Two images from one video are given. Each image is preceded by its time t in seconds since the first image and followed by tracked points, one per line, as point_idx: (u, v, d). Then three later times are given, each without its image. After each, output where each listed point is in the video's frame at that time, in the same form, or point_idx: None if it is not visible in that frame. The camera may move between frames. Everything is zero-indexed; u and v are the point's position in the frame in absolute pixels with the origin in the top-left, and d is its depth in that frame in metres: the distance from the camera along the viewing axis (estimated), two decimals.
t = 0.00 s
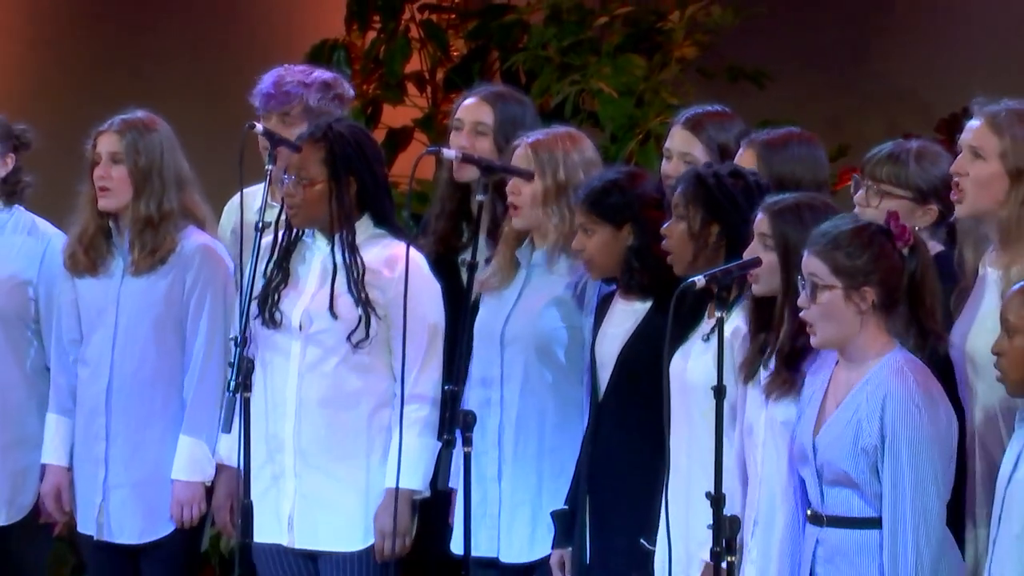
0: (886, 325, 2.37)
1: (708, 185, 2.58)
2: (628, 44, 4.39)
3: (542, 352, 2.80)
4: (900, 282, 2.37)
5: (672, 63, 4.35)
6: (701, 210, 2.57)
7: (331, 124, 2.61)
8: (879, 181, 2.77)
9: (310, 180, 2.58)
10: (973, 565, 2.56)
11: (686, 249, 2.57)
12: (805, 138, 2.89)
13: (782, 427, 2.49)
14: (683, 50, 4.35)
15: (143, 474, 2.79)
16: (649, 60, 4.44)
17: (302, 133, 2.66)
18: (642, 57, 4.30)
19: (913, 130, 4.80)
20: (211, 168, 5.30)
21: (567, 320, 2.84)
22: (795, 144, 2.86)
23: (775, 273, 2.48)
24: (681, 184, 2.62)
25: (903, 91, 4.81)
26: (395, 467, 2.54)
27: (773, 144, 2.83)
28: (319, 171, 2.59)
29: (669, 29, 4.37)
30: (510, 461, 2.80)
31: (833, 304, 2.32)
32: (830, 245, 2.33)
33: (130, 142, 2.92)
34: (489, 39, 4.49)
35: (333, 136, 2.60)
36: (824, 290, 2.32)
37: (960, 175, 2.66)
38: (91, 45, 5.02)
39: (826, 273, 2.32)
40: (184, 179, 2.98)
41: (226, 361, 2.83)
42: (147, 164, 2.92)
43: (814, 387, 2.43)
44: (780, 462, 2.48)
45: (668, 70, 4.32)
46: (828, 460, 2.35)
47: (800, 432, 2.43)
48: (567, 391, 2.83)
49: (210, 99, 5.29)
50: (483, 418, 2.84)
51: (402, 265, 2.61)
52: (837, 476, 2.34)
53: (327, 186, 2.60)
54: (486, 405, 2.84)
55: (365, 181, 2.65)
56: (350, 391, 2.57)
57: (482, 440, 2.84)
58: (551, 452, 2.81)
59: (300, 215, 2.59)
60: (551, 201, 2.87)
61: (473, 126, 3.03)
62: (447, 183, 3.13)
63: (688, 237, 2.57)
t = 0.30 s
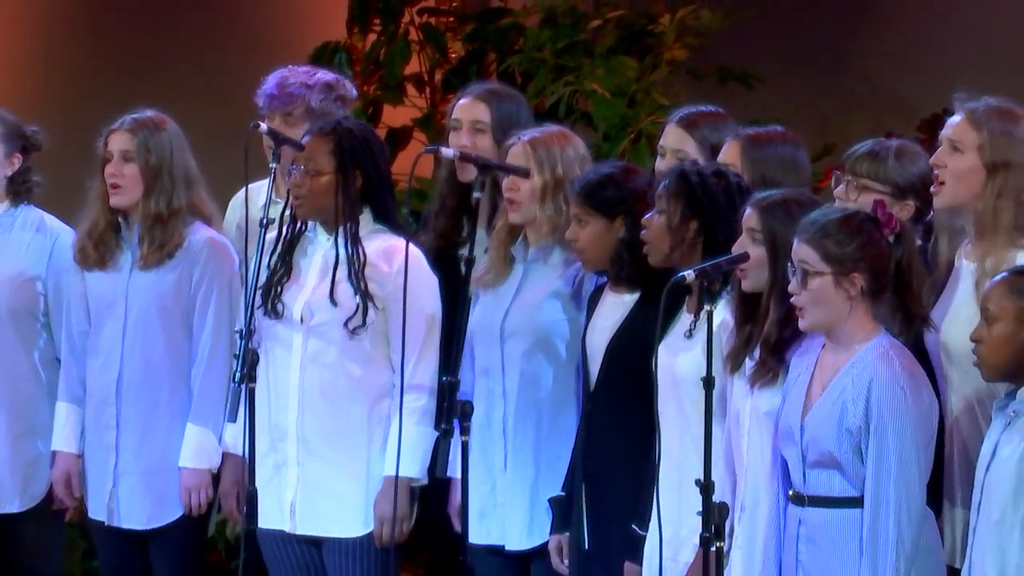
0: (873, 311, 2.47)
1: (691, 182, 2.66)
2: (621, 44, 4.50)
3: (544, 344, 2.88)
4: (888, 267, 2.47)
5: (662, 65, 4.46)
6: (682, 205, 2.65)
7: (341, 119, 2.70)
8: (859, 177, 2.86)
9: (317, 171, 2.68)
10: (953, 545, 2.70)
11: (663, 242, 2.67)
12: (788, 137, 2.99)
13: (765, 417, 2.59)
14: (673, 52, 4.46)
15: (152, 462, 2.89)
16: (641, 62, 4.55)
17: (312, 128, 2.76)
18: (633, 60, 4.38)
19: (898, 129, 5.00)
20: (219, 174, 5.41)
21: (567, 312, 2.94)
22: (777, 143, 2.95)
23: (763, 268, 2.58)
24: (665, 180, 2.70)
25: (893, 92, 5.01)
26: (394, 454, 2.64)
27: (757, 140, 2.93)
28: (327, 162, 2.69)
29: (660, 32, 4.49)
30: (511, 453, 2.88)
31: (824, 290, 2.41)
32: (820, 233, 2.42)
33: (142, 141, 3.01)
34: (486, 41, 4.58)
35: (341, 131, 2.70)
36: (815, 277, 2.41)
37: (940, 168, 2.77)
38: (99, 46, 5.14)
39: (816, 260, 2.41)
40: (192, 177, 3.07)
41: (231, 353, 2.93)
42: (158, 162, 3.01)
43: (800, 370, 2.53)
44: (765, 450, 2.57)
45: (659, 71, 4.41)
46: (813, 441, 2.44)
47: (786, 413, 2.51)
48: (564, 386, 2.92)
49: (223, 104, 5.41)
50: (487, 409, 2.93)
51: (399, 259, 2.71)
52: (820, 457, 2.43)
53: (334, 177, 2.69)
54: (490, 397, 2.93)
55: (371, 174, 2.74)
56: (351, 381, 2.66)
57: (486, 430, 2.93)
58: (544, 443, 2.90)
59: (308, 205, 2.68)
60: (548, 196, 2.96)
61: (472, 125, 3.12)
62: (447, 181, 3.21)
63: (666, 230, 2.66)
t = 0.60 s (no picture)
0: (861, 303, 2.56)
1: (673, 187, 2.76)
2: (613, 47, 4.63)
3: (533, 338, 2.98)
4: (876, 261, 2.56)
5: (653, 67, 4.55)
6: (665, 212, 2.75)
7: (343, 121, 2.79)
8: (847, 178, 2.95)
9: (322, 172, 2.77)
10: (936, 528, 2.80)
11: (650, 244, 2.76)
12: (772, 137, 3.07)
13: (753, 408, 2.69)
14: (663, 54, 4.54)
15: (162, 451, 2.98)
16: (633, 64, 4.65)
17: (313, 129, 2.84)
18: (625, 62, 4.48)
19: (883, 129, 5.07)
20: (223, 167, 5.52)
21: (556, 306, 3.03)
22: (762, 143, 3.03)
23: (755, 263, 2.65)
24: (649, 184, 2.79)
25: (875, 93, 5.04)
26: (394, 443, 2.73)
27: (741, 143, 3.00)
28: (331, 162, 2.77)
29: (651, 35, 4.58)
30: (503, 443, 2.98)
31: (814, 285, 2.50)
32: (810, 230, 2.50)
33: (149, 141, 3.10)
34: (483, 44, 4.66)
35: (344, 131, 2.79)
36: (807, 272, 2.50)
37: (925, 172, 2.84)
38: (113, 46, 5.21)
39: (807, 256, 2.49)
40: (197, 176, 3.16)
41: (238, 346, 3.02)
42: (164, 162, 3.09)
43: (790, 361, 2.61)
44: (754, 441, 2.67)
45: (650, 73, 4.50)
46: (799, 430, 2.53)
47: (775, 404, 2.61)
48: (555, 374, 3.02)
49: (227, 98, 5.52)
50: (479, 400, 3.03)
51: (396, 255, 2.80)
52: (806, 445, 2.52)
53: (337, 179, 2.79)
54: (481, 387, 3.03)
55: (373, 174, 2.84)
56: (351, 373, 2.75)
57: (478, 420, 3.02)
58: (540, 429, 3.00)
59: (313, 204, 2.77)
60: (536, 196, 3.05)
61: (466, 125, 3.22)
62: (447, 179, 3.29)
63: (652, 235, 2.75)
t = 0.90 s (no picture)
0: (847, 299, 2.66)
1: (666, 181, 2.85)
2: (606, 49, 4.68)
3: (525, 331, 3.08)
4: (862, 258, 2.65)
5: (645, 68, 4.64)
6: (659, 203, 2.84)
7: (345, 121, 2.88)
8: (835, 174, 3.03)
9: (328, 173, 2.86)
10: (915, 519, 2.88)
11: (645, 237, 2.86)
12: (769, 136, 3.14)
13: (740, 394, 2.77)
14: (655, 56, 4.64)
15: (168, 440, 3.08)
16: (624, 65, 4.72)
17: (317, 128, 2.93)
18: (617, 63, 4.58)
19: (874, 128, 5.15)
20: (225, 167, 5.60)
21: (548, 300, 3.13)
22: (760, 142, 3.11)
23: (750, 258, 2.74)
24: (643, 179, 2.89)
25: (855, 94, 5.01)
26: (394, 432, 2.84)
27: (741, 140, 3.09)
28: (336, 162, 2.87)
29: (643, 37, 4.67)
30: (497, 433, 3.08)
31: (801, 279, 2.59)
32: (801, 225, 2.60)
33: (154, 142, 3.18)
34: (480, 46, 4.75)
35: (346, 131, 2.88)
36: (794, 266, 2.59)
37: (908, 170, 2.93)
38: (119, 44, 5.35)
39: (796, 250, 2.59)
40: (202, 173, 3.24)
41: (242, 339, 3.12)
42: (169, 161, 3.18)
43: (780, 352, 2.70)
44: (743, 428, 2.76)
45: (642, 74, 4.59)
46: (787, 419, 2.62)
47: (764, 393, 2.70)
48: (547, 365, 3.12)
49: (229, 100, 5.58)
50: (475, 391, 3.12)
51: (396, 250, 2.89)
52: (793, 434, 2.61)
53: (343, 178, 2.88)
54: (477, 379, 3.13)
55: (377, 171, 2.93)
56: (353, 364, 2.85)
57: (472, 410, 3.12)
58: (535, 420, 3.10)
59: (317, 204, 2.87)
60: (533, 194, 3.14)
61: (466, 130, 3.31)
62: (445, 180, 3.38)
63: (647, 228, 2.85)
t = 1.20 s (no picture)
0: (840, 292, 2.73)
1: (661, 176, 2.94)
2: (599, 51, 4.79)
3: (521, 324, 3.18)
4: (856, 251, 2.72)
5: (637, 69, 4.74)
6: (654, 197, 2.93)
7: (351, 119, 2.99)
8: (813, 168, 3.09)
9: (332, 166, 2.96)
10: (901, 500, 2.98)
11: (639, 229, 2.94)
12: (759, 137, 3.24)
13: (731, 391, 2.84)
14: (646, 58, 4.74)
15: (175, 430, 3.17)
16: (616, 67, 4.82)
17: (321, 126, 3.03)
18: (610, 65, 4.68)
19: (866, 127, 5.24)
20: (234, 168, 5.67)
21: (543, 294, 3.22)
22: (750, 141, 3.20)
23: (735, 251, 2.82)
24: (637, 174, 2.97)
25: (840, 97, 5.06)
26: (394, 421, 2.93)
27: (732, 137, 3.18)
28: (342, 156, 2.97)
29: (634, 39, 4.79)
30: (494, 422, 3.19)
31: (797, 271, 2.67)
32: (797, 219, 2.67)
33: (162, 140, 3.27)
34: (477, 48, 4.86)
35: (351, 127, 2.99)
36: (791, 258, 2.66)
37: (891, 162, 3.03)
38: (127, 43, 5.50)
39: (794, 244, 2.66)
40: (208, 171, 3.33)
41: (246, 332, 3.21)
42: (177, 159, 3.27)
43: (769, 345, 2.77)
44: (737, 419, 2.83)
45: (635, 75, 4.69)
46: (778, 407, 2.69)
47: (755, 381, 2.77)
48: (542, 358, 3.21)
49: (237, 98, 5.66)
50: (472, 380, 3.23)
51: (394, 245, 2.99)
52: (783, 422, 2.68)
53: (347, 172, 2.98)
54: (474, 370, 3.23)
55: (379, 167, 3.03)
56: (354, 356, 2.95)
57: (471, 399, 3.23)
58: (531, 411, 3.20)
59: (323, 197, 2.97)
60: (528, 193, 3.24)
61: (466, 132, 3.41)
62: (444, 179, 3.47)
63: (641, 220, 2.94)
